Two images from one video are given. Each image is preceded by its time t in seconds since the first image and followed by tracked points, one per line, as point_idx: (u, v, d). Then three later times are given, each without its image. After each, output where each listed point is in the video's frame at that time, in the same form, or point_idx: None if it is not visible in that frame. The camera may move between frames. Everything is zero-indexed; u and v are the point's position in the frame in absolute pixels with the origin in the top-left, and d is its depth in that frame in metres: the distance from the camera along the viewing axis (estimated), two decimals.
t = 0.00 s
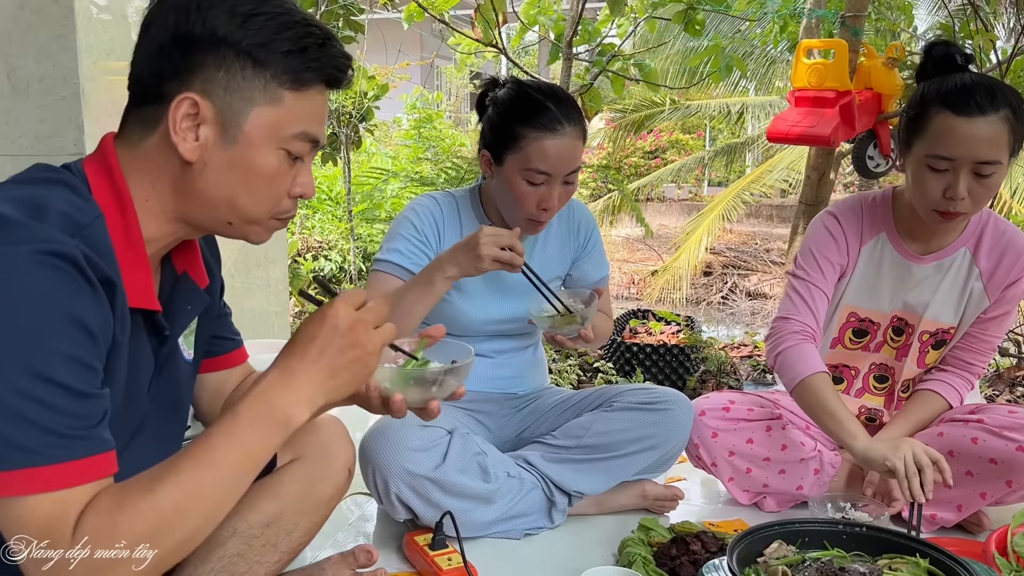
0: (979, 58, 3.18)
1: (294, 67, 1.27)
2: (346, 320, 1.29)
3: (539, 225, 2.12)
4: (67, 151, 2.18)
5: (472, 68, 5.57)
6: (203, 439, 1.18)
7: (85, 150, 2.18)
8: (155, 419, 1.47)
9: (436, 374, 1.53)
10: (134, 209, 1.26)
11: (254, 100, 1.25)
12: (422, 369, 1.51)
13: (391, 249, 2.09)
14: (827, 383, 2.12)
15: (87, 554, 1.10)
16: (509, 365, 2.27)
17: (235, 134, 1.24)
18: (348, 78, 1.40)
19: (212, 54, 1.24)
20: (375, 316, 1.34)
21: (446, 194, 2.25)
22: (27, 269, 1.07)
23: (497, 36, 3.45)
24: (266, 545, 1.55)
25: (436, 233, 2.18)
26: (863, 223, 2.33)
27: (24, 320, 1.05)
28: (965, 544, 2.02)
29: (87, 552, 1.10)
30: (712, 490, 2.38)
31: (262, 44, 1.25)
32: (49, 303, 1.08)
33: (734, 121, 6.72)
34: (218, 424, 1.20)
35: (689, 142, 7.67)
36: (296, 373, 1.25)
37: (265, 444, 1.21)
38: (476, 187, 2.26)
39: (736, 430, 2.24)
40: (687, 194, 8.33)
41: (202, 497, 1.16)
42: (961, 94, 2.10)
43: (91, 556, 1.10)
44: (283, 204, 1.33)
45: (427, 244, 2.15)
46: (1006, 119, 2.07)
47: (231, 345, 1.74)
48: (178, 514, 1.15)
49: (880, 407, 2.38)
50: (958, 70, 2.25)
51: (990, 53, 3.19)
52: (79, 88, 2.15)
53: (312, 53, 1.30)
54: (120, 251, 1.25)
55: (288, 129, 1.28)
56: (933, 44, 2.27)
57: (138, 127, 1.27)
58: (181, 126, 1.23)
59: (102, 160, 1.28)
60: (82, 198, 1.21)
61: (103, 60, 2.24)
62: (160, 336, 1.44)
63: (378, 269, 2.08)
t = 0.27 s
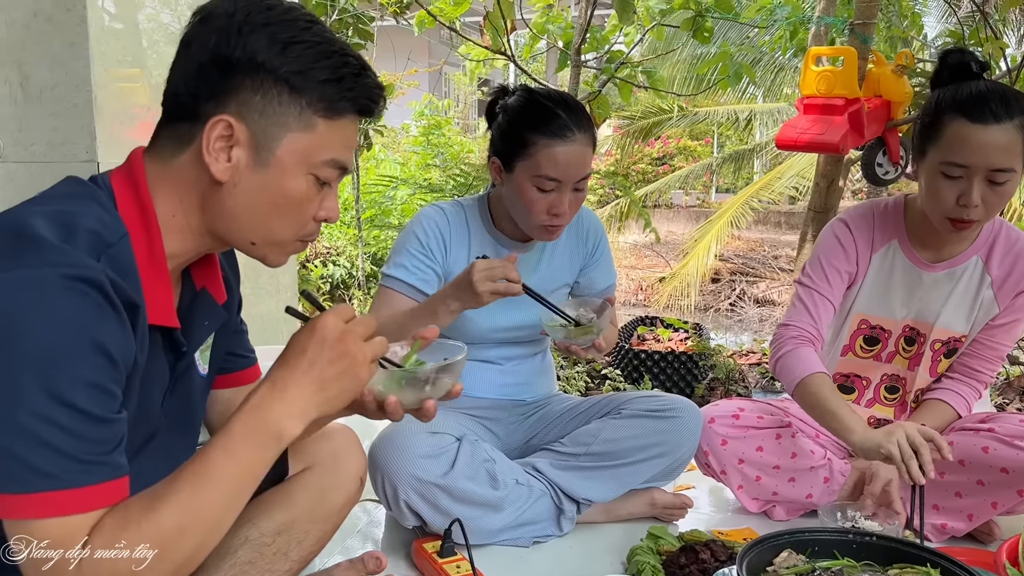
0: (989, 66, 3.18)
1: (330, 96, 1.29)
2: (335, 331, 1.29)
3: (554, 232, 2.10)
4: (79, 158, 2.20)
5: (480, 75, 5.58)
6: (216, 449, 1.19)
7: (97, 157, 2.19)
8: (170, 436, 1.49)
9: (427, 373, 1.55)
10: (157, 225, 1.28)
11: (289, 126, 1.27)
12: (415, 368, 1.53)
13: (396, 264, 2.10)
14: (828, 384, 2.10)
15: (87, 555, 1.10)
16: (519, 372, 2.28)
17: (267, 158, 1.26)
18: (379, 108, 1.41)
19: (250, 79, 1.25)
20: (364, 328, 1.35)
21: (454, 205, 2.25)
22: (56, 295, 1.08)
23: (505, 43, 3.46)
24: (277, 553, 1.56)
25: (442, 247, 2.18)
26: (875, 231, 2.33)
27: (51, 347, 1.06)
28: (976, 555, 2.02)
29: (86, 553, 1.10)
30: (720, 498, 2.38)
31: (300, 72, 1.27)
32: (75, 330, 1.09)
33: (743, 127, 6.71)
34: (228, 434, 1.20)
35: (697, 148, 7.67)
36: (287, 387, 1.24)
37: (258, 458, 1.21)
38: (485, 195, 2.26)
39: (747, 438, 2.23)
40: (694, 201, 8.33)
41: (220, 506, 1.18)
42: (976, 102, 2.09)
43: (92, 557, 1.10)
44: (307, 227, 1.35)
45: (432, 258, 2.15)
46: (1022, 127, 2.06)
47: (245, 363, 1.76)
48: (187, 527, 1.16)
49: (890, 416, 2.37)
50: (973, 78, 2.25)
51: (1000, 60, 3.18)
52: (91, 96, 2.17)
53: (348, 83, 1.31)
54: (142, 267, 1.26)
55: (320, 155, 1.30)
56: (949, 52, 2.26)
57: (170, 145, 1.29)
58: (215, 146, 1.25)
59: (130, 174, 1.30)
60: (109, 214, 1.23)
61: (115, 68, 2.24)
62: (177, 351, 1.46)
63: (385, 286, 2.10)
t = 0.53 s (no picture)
0: (997, 73, 3.18)
1: (344, 111, 1.30)
2: (338, 332, 1.31)
3: (554, 239, 2.12)
4: (88, 164, 2.22)
5: (487, 82, 5.60)
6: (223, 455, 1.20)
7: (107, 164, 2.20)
8: (179, 443, 1.50)
9: (433, 399, 1.50)
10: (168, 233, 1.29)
11: (303, 140, 1.28)
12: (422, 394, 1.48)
13: (404, 258, 2.11)
14: (824, 390, 2.10)
15: (88, 554, 1.09)
16: (525, 378, 2.28)
17: (280, 171, 1.27)
18: (393, 124, 1.42)
19: (266, 93, 1.27)
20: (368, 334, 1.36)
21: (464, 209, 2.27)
22: (67, 304, 1.09)
23: (512, 51, 3.47)
24: (284, 560, 1.57)
25: (450, 245, 2.19)
26: (878, 240, 2.34)
27: (60, 355, 1.07)
28: (984, 564, 2.00)
29: (89, 552, 1.09)
30: (727, 506, 2.37)
31: (316, 88, 1.28)
32: (85, 338, 1.10)
33: (750, 134, 6.71)
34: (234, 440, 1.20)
35: (704, 155, 7.67)
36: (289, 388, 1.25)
37: (264, 459, 1.21)
38: (492, 202, 2.27)
39: (753, 445, 2.23)
40: (701, 208, 8.33)
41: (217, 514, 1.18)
42: (978, 105, 2.08)
43: (93, 557, 1.10)
44: (318, 240, 1.35)
45: (440, 255, 2.16)
46: None
47: (252, 371, 1.76)
48: (197, 532, 1.16)
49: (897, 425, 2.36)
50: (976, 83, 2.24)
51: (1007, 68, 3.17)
52: (100, 103, 2.20)
53: (363, 99, 1.32)
54: (153, 276, 1.28)
55: (332, 169, 1.31)
56: (952, 57, 2.26)
57: (184, 156, 1.30)
58: (229, 159, 1.26)
59: (142, 182, 1.32)
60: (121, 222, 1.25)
61: (124, 74, 2.28)
62: (186, 360, 1.47)
63: (391, 277, 2.10)
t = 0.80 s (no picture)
0: (1004, 80, 3.17)
1: (344, 114, 1.30)
2: (364, 347, 1.33)
3: (565, 244, 2.11)
4: (95, 169, 2.21)
5: (493, 88, 5.61)
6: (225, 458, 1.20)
7: (113, 169, 2.20)
8: (184, 446, 1.51)
9: (430, 414, 1.50)
10: (171, 237, 1.30)
11: (303, 143, 1.28)
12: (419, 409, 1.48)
13: (411, 270, 2.11)
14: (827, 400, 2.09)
15: (88, 554, 1.09)
16: (531, 384, 2.28)
17: (281, 173, 1.28)
18: (394, 127, 1.42)
19: (266, 96, 1.27)
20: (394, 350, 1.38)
21: (470, 215, 2.26)
22: (69, 306, 1.09)
23: (518, 57, 3.48)
24: (287, 565, 1.57)
25: (457, 253, 2.19)
26: (877, 248, 2.33)
27: (64, 355, 1.07)
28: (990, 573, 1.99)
29: (88, 553, 1.09)
30: (733, 513, 2.36)
31: (316, 90, 1.29)
32: (88, 340, 1.10)
33: (755, 141, 6.71)
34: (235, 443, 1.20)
35: (709, 162, 7.66)
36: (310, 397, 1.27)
37: (281, 467, 1.22)
38: (500, 209, 2.27)
39: (760, 452, 2.22)
40: (707, 214, 8.32)
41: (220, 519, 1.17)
42: (972, 107, 2.09)
43: (93, 557, 1.09)
44: (319, 243, 1.36)
45: (447, 265, 2.15)
46: (1017, 132, 2.06)
47: (255, 376, 1.76)
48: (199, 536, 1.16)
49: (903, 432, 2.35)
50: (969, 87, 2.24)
51: (1014, 74, 3.16)
52: (107, 108, 2.18)
53: (363, 101, 1.33)
54: (156, 279, 1.28)
55: (332, 172, 1.31)
56: (944, 63, 2.27)
57: (188, 160, 1.31)
58: (230, 162, 1.26)
59: (144, 186, 1.33)
60: (123, 226, 1.25)
61: (133, 80, 2.26)
62: (190, 362, 1.47)
63: (398, 288, 2.11)
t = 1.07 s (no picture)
0: (1008, 86, 3.17)
1: (352, 119, 1.31)
2: (363, 355, 1.33)
3: (575, 248, 2.10)
4: (102, 173, 2.22)
5: (498, 94, 5.63)
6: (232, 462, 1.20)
7: (120, 173, 2.21)
8: (190, 450, 1.51)
9: (441, 414, 1.53)
10: (179, 240, 1.30)
11: (311, 147, 1.29)
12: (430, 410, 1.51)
13: (416, 281, 2.12)
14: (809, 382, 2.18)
15: (88, 555, 1.09)
16: (536, 390, 2.28)
17: (289, 178, 1.28)
18: (401, 135, 1.43)
19: (276, 100, 1.28)
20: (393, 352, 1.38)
21: (476, 222, 2.24)
22: (81, 309, 1.10)
23: (523, 63, 3.49)
24: (292, 570, 1.56)
25: (463, 264, 2.17)
26: (874, 254, 2.35)
27: (72, 360, 1.07)
28: None
29: (88, 553, 1.09)
30: (737, 519, 2.35)
31: (325, 96, 1.29)
32: (98, 343, 1.10)
33: (760, 147, 6.71)
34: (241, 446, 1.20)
35: (714, 167, 7.67)
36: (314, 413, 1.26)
37: (286, 478, 1.22)
38: (507, 215, 2.28)
39: (764, 458, 2.22)
40: (711, 220, 8.32)
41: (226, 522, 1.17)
42: (966, 108, 2.11)
43: (94, 558, 1.09)
44: (325, 248, 1.36)
45: (452, 276, 2.14)
46: (1011, 131, 2.07)
47: (260, 380, 1.77)
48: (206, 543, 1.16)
49: (908, 438, 2.32)
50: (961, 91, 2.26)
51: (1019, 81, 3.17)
52: (114, 113, 2.19)
53: (371, 108, 1.33)
54: (165, 281, 1.28)
55: (340, 176, 1.32)
56: (935, 68, 2.29)
57: (197, 165, 1.32)
58: (239, 165, 1.27)
59: (153, 190, 1.33)
60: (131, 229, 1.26)
61: (139, 85, 2.27)
62: (197, 365, 1.47)
63: (404, 301, 2.13)
